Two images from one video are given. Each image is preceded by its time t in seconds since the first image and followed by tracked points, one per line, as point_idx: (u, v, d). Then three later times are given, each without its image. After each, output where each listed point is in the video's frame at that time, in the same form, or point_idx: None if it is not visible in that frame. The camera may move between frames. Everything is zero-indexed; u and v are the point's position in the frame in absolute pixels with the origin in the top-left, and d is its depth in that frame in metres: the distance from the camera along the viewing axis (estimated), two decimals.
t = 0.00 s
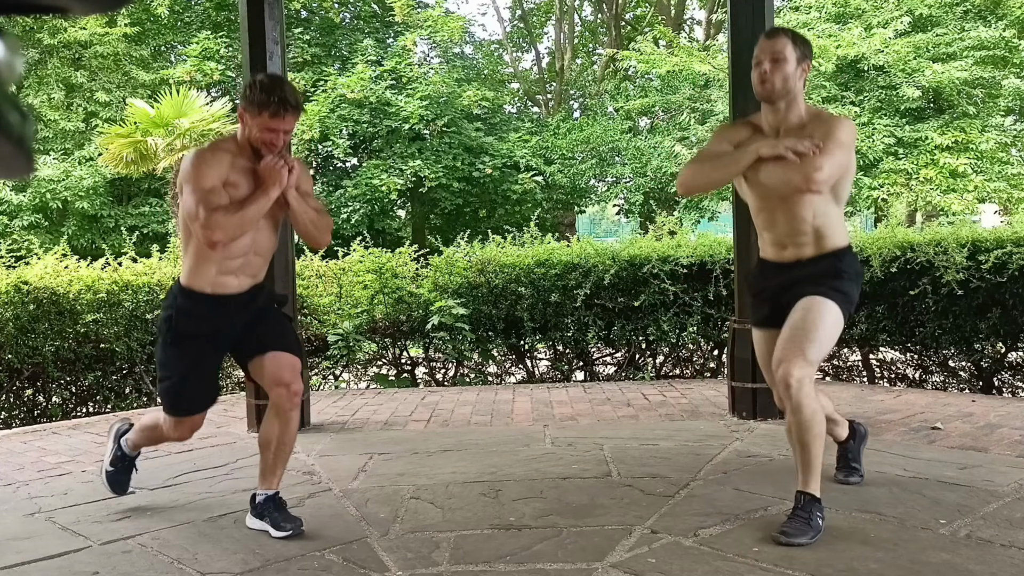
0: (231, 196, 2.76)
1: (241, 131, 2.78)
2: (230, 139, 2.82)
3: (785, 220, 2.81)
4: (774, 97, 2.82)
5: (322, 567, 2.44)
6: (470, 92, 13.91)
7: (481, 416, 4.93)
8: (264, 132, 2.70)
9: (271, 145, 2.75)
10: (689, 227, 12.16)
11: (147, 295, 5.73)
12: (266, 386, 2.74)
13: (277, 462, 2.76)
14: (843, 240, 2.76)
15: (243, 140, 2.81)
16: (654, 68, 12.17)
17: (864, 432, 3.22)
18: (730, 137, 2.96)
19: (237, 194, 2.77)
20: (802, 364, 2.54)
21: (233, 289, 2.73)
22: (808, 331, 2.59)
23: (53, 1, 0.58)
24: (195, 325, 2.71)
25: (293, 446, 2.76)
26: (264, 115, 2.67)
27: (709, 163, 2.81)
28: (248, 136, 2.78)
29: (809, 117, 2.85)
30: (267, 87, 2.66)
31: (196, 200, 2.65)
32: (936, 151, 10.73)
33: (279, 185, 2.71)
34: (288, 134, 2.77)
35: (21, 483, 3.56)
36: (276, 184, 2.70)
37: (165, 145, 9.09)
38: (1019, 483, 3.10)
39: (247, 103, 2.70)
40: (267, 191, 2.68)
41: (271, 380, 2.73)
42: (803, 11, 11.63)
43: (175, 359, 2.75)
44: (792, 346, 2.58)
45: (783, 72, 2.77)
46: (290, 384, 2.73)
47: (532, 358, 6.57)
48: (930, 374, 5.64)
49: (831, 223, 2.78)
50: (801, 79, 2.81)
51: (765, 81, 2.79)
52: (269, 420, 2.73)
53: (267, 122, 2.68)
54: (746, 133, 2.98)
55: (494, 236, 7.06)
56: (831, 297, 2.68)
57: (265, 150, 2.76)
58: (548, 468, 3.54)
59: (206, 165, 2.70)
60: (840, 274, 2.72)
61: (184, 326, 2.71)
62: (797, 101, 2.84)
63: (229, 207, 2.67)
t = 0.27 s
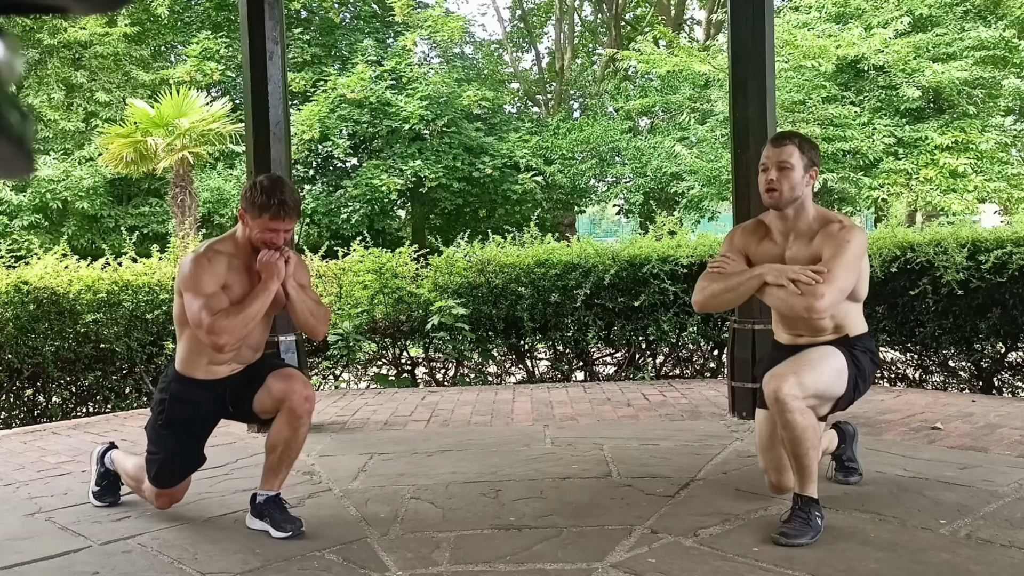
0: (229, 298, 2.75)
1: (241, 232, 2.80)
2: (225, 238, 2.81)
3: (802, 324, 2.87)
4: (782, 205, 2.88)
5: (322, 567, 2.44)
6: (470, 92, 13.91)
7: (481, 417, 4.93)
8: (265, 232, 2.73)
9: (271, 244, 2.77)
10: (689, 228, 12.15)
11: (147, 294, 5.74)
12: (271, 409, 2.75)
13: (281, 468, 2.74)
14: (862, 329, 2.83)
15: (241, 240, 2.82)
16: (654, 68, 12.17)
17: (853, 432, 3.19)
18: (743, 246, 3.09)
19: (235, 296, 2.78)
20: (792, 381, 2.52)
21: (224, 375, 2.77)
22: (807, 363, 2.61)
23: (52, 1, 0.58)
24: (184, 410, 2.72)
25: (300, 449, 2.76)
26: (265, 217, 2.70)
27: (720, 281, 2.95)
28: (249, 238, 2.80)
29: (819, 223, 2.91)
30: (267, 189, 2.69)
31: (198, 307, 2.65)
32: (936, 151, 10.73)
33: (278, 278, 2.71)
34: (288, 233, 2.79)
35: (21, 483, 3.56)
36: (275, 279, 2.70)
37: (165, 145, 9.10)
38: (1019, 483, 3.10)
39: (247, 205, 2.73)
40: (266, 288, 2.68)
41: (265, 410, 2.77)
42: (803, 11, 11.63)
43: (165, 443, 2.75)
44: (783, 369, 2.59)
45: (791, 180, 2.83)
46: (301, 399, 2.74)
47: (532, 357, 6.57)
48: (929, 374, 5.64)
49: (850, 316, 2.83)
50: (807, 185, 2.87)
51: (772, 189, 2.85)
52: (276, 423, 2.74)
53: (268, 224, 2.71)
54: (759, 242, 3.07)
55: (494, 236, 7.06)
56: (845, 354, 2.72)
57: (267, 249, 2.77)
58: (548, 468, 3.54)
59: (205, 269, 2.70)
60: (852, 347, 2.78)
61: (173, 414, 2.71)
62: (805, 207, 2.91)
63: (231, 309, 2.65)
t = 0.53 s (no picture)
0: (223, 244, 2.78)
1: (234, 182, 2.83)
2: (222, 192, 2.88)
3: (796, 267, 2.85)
4: (779, 149, 2.85)
5: (322, 567, 2.44)
6: (470, 92, 13.91)
7: (481, 417, 4.93)
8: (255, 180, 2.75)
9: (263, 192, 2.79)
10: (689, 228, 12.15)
11: (148, 295, 5.74)
12: (266, 395, 2.75)
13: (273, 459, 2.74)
14: (855, 280, 2.81)
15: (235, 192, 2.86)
16: (654, 68, 12.17)
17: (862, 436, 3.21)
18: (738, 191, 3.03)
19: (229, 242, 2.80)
20: (792, 373, 2.52)
21: (223, 333, 2.81)
22: (804, 349, 2.60)
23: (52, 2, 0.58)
24: (180, 365, 2.76)
25: (297, 442, 2.76)
26: (255, 162, 2.73)
27: (714, 218, 2.88)
28: (241, 188, 2.82)
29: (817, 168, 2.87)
30: (257, 136, 2.73)
31: (189, 242, 2.69)
32: (936, 151, 10.73)
33: (272, 220, 2.69)
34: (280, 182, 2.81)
35: (21, 483, 3.56)
36: (270, 222, 2.69)
37: (165, 145, 9.10)
38: (1019, 483, 3.10)
39: (237, 153, 2.77)
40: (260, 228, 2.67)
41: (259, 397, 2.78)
42: (803, 11, 11.63)
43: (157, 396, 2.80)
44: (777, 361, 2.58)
45: (791, 123, 2.80)
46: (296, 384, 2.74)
47: (532, 357, 6.57)
48: (929, 374, 5.64)
49: (843, 264, 2.82)
50: (807, 130, 2.84)
51: (772, 131, 2.82)
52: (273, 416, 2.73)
53: (258, 169, 2.73)
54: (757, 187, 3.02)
55: (494, 236, 7.06)
56: (838, 323, 2.72)
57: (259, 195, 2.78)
58: (548, 468, 3.54)
59: (198, 216, 2.76)
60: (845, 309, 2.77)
61: (169, 367, 2.75)
62: (803, 152, 2.87)
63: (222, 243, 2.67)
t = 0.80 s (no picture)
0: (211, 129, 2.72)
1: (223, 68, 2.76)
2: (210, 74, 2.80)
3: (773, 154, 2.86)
4: (765, 26, 2.89)
5: (322, 568, 2.44)
6: (470, 92, 13.91)
7: (481, 416, 4.93)
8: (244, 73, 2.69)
9: (251, 85, 2.74)
10: (689, 227, 12.14)
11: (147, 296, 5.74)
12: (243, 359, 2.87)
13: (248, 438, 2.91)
14: (833, 174, 2.80)
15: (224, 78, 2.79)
16: (655, 68, 12.16)
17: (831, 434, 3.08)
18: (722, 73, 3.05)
19: (217, 127, 2.73)
20: (831, 329, 2.71)
21: (219, 226, 2.76)
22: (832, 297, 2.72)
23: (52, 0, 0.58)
24: (178, 256, 2.71)
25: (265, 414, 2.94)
26: (244, 57, 2.65)
27: (698, 101, 2.93)
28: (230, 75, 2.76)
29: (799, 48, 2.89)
30: (248, 28, 2.65)
31: (174, 130, 2.61)
32: (936, 151, 10.73)
33: (262, 119, 2.68)
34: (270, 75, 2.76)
35: (21, 483, 3.56)
36: (258, 120, 2.67)
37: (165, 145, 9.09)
38: (1019, 483, 3.10)
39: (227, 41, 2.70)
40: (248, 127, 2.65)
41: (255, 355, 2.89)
42: (803, 11, 11.63)
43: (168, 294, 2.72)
44: (817, 315, 2.72)
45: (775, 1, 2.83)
46: (252, 358, 2.90)
47: (532, 358, 6.56)
48: (929, 374, 5.65)
49: (824, 158, 2.81)
50: (791, 11, 2.87)
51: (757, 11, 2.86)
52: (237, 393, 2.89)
53: (247, 64, 2.66)
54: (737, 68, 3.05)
55: (494, 236, 7.06)
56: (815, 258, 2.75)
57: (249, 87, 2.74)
58: (548, 467, 3.55)
59: (188, 96, 2.66)
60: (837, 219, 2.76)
61: (166, 257, 2.70)
62: (787, 33, 2.89)
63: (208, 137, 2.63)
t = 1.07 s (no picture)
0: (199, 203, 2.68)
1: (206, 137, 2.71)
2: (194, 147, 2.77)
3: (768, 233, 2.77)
4: (751, 106, 2.78)
5: (322, 568, 2.44)
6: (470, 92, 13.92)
7: (481, 416, 4.93)
8: (227, 136, 2.65)
9: (237, 150, 2.68)
10: (689, 228, 12.14)
11: (147, 295, 5.74)
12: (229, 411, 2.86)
13: (233, 464, 2.66)
14: (832, 249, 2.73)
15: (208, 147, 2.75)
16: (654, 68, 12.17)
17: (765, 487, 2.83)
18: (711, 148, 2.96)
19: (204, 201, 2.71)
20: (860, 408, 2.69)
21: (225, 295, 2.69)
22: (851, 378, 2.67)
23: None
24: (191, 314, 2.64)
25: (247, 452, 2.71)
26: (227, 118, 2.61)
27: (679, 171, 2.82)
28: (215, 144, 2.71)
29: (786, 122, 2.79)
30: (228, 89, 2.60)
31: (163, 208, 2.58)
32: (936, 151, 10.73)
33: (248, 183, 2.60)
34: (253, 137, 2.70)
35: (21, 483, 3.56)
36: (246, 185, 2.60)
37: (165, 145, 9.09)
38: (1019, 483, 3.10)
39: (208, 109, 2.65)
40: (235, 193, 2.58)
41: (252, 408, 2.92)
42: (803, 11, 11.63)
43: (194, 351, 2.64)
44: (850, 393, 2.67)
45: (758, 81, 2.73)
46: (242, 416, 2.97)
47: (532, 357, 6.57)
48: (929, 374, 5.64)
49: (818, 230, 2.74)
50: (776, 87, 2.76)
51: (740, 92, 2.75)
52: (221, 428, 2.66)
53: (229, 125, 2.62)
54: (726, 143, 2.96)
55: (493, 236, 7.06)
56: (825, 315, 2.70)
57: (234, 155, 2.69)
58: (548, 468, 3.54)
59: (171, 174, 2.63)
60: (840, 293, 2.70)
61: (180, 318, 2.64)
62: (773, 108, 2.80)
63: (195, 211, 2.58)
